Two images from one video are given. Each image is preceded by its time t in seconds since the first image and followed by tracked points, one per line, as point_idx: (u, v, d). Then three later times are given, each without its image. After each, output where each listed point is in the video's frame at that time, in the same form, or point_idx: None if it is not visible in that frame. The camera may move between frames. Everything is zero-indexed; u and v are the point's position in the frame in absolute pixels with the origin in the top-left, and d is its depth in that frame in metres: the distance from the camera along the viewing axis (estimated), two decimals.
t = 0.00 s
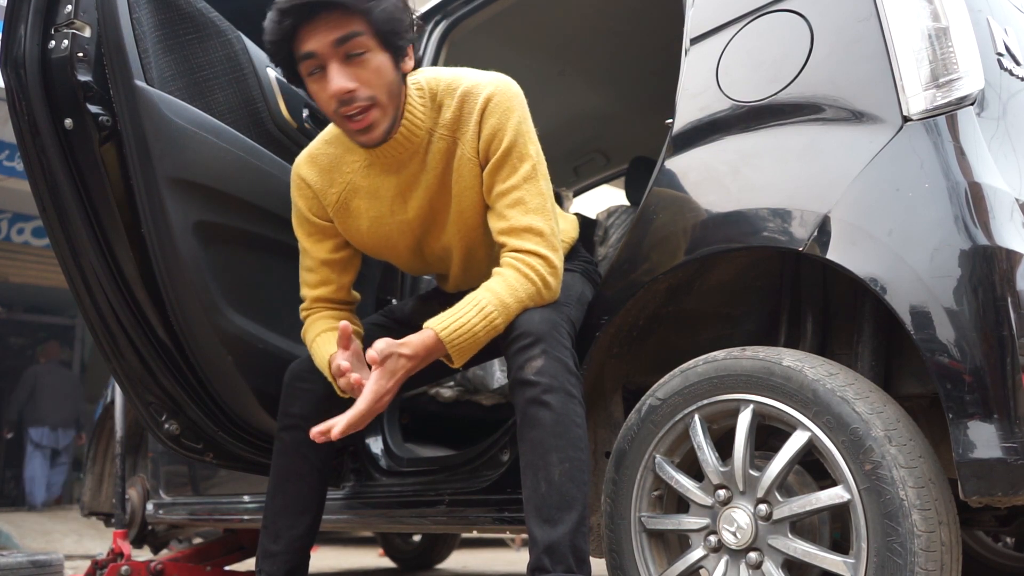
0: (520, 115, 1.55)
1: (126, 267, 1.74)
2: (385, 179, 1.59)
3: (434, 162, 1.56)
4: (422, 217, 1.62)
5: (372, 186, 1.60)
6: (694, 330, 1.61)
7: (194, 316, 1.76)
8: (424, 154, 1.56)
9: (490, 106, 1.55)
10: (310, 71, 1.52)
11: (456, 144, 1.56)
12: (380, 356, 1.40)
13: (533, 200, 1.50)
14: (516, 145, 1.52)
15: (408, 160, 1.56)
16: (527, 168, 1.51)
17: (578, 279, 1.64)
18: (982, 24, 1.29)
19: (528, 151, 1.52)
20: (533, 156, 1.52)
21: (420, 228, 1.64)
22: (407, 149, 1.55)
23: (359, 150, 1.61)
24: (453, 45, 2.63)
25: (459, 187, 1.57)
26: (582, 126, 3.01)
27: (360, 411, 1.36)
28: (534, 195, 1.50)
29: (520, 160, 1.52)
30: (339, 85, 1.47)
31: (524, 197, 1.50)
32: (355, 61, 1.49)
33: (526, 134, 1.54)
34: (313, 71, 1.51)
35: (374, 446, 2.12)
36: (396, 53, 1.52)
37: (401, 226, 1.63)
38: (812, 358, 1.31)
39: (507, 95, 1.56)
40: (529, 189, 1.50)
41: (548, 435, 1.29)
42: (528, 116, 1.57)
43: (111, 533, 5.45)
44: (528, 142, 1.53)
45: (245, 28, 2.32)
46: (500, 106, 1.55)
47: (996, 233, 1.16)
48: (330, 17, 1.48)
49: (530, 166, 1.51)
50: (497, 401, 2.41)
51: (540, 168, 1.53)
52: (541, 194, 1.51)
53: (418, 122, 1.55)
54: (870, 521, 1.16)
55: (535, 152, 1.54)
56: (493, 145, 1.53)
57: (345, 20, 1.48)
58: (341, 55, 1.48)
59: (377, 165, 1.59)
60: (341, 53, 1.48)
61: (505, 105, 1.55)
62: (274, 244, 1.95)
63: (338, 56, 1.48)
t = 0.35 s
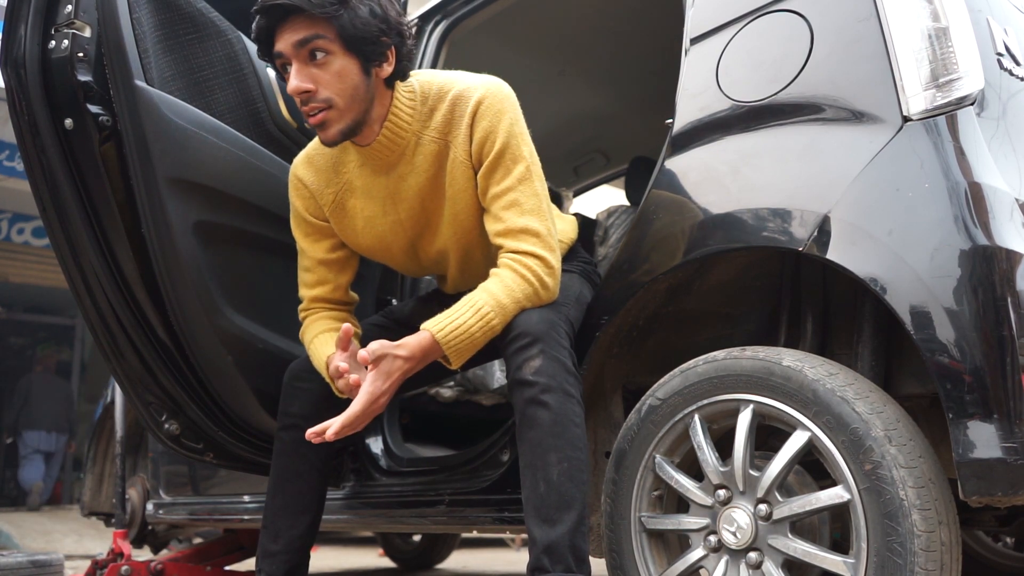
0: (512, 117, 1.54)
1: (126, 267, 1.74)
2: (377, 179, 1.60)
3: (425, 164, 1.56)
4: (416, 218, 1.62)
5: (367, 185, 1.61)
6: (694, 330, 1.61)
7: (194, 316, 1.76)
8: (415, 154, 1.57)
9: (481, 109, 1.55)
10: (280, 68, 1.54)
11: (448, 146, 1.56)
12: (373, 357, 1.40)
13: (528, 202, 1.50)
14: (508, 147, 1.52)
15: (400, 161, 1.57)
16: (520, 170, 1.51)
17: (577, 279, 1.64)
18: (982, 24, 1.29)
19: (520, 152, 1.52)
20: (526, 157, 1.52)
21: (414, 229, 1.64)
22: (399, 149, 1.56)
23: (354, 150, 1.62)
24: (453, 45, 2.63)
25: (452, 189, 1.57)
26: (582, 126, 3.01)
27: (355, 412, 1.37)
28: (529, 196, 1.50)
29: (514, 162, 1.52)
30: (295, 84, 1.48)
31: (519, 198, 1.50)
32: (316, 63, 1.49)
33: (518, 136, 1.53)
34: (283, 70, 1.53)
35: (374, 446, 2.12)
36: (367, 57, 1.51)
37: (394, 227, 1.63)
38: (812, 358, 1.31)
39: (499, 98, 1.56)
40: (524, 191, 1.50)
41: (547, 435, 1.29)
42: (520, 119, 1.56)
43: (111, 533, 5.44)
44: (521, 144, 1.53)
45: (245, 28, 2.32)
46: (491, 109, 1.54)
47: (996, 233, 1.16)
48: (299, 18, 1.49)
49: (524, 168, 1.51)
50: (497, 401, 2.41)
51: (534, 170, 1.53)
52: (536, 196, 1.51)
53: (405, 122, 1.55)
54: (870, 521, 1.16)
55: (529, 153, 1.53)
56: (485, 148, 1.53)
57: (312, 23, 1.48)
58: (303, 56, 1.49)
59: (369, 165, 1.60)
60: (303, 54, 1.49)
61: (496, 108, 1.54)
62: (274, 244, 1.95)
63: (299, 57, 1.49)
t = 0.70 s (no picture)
0: (511, 117, 1.54)
1: (126, 267, 1.74)
2: (377, 175, 1.60)
3: (424, 160, 1.56)
4: (415, 217, 1.62)
5: (366, 182, 1.61)
6: (694, 331, 1.62)
7: (194, 316, 1.76)
8: (414, 152, 1.57)
9: (480, 109, 1.54)
10: (300, 42, 1.58)
11: (447, 145, 1.56)
12: (373, 357, 1.41)
13: (528, 202, 1.50)
14: (507, 147, 1.52)
15: (398, 158, 1.57)
16: (520, 170, 1.51)
17: (577, 279, 1.64)
18: (982, 24, 1.29)
19: (520, 152, 1.52)
20: (525, 158, 1.52)
21: (413, 228, 1.64)
22: (399, 145, 1.56)
23: (353, 147, 1.62)
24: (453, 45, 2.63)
25: (451, 188, 1.56)
26: (582, 126, 3.01)
27: (353, 412, 1.37)
28: (528, 196, 1.50)
29: (513, 162, 1.52)
30: (321, 44, 1.52)
31: (518, 198, 1.49)
32: (342, 30, 1.54)
33: (518, 137, 1.53)
34: (304, 43, 1.56)
35: (374, 446, 2.12)
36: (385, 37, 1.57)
37: (393, 224, 1.63)
38: (812, 358, 1.31)
39: (499, 98, 1.56)
40: (523, 190, 1.50)
41: (546, 435, 1.29)
42: (520, 120, 1.56)
43: (111, 532, 5.44)
44: (520, 144, 1.53)
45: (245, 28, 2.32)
46: (491, 108, 1.54)
47: (996, 233, 1.16)
48: None
49: (523, 168, 1.51)
50: (498, 401, 2.41)
51: (534, 170, 1.53)
52: (535, 196, 1.51)
53: (404, 118, 1.55)
54: (870, 521, 1.16)
55: (528, 154, 1.53)
56: (484, 147, 1.53)
57: None
58: (330, 23, 1.54)
59: (369, 160, 1.60)
60: (332, 22, 1.54)
61: (497, 108, 1.55)
62: (274, 244, 1.95)
63: (327, 24, 1.54)
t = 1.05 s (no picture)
0: (514, 117, 1.55)
1: (126, 267, 1.74)
2: (380, 172, 1.60)
3: (427, 157, 1.57)
4: (416, 216, 1.62)
5: (368, 179, 1.62)
6: (694, 331, 1.61)
7: (194, 316, 1.76)
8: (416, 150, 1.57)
9: (484, 108, 1.55)
10: (350, 26, 1.51)
11: (449, 143, 1.56)
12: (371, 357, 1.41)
13: (529, 202, 1.50)
14: (509, 147, 1.52)
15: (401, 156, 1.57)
16: (522, 170, 1.51)
17: (577, 279, 1.64)
18: (982, 24, 1.29)
19: (522, 152, 1.52)
20: (527, 158, 1.52)
21: (414, 227, 1.64)
22: (403, 142, 1.56)
23: (355, 145, 1.62)
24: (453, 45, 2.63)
25: (452, 186, 1.57)
26: (582, 126, 3.02)
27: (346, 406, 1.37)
28: (529, 196, 1.50)
29: (515, 162, 1.52)
30: (393, 28, 1.50)
31: (520, 198, 1.49)
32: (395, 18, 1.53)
33: (520, 136, 1.53)
34: (356, 27, 1.51)
35: (374, 446, 2.12)
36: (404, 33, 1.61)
37: (395, 222, 1.63)
38: (812, 358, 1.31)
39: (502, 98, 1.56)
40: (524, 190, 1.50)
41: (546, 435, 1.29)
42: (523, 120, 1.56)
43: (111, 533, 5.44)
44: (522, 144, 1.53)
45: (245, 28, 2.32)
46: (494, 108, 1.55)
47: (996, 233, 1.16)
48: None
49: (525, 168, 1.51)
50: (498, 401, 2.41)
51: (535, 171, 1.53)
52: (536, 196, 1.51)
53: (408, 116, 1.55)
54: (870, 521, 1.16)
55: (530, 154, 1.53)
56: (486, 147, 1.53)
57: None
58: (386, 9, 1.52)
59: (372, 157, 1.60)
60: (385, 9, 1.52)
61: (500, 108, 1.55)
62: (274, 244, 1.95)
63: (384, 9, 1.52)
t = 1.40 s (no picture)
0: (515, 117, 1.55)
1: (126, 267, 1.74)
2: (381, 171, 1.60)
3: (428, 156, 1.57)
4: (416, 216, 1.62)
5: (368, 180, 1.62)
6: (694, 331, 1.62)
7: (194, 316, 1.76)
8: (416, 150, 1.57)
9: (485, 107, 1.55)
10: (351, 27, 1.51)
11: (449, 143, 1.56)
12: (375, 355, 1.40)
13: (529, 201, 1.50)
14: (509, 147, 1.52)
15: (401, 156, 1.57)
16: (522, 170, 1.51)
17: (577, 279, 1.64)
18: (982, 24, 1.30)
19: (522, 152, 1.52)
20: (528, 157, 1.52)
21: (414, 227, 1.64)
22: (404, 141, 1.56)
23: (355, 145, 1.62)
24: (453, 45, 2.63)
25: (452, 186, 1.57)
26: (582, 126, 3.02)
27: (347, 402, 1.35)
28: (530, 196, 1.50)
29: (515, 162, 1.52)
30: (395, 29, 1.50)
31: (520, 198, 1.49)
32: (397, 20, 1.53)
33: (520, 136, 1.53)
34: (356, 28, 1.51)
35: (374, 446, 2.12)
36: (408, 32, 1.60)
37: (396, 221, 1.63)
38: (812, 358, 1.31)
39: (503, 98, 1.56)
40: (524, 190, 1.50)
41: (546, 434, 1.29)
42: (523, 120, 1.56)
43: (111, 532, 5.44)
44: (523, 144, 1.53)
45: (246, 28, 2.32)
46: (494, 108, 1.55)
47: (996, 233, 1.16)
48: None
49: (525, 167, 1.51)
50: (497, 401, 2.41)
51: (536, 170, 1.53)
52: (537, 195, 1.51)
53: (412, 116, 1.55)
54: (870, 521, 1.16)
55: (530, 153, 1.53)
56: (487, 146, 1.53)
57: None
58: (388, 9, 1.52)
59: (373, 156, 1.60)
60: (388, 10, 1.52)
61: (500, 108, 1.55)
62: (274, 244, 1.95)
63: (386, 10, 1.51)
